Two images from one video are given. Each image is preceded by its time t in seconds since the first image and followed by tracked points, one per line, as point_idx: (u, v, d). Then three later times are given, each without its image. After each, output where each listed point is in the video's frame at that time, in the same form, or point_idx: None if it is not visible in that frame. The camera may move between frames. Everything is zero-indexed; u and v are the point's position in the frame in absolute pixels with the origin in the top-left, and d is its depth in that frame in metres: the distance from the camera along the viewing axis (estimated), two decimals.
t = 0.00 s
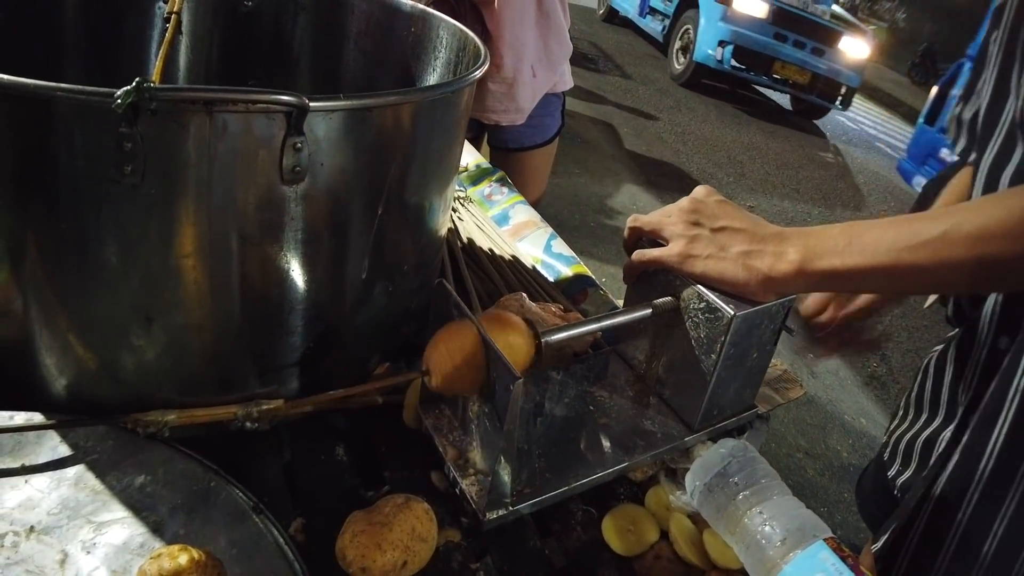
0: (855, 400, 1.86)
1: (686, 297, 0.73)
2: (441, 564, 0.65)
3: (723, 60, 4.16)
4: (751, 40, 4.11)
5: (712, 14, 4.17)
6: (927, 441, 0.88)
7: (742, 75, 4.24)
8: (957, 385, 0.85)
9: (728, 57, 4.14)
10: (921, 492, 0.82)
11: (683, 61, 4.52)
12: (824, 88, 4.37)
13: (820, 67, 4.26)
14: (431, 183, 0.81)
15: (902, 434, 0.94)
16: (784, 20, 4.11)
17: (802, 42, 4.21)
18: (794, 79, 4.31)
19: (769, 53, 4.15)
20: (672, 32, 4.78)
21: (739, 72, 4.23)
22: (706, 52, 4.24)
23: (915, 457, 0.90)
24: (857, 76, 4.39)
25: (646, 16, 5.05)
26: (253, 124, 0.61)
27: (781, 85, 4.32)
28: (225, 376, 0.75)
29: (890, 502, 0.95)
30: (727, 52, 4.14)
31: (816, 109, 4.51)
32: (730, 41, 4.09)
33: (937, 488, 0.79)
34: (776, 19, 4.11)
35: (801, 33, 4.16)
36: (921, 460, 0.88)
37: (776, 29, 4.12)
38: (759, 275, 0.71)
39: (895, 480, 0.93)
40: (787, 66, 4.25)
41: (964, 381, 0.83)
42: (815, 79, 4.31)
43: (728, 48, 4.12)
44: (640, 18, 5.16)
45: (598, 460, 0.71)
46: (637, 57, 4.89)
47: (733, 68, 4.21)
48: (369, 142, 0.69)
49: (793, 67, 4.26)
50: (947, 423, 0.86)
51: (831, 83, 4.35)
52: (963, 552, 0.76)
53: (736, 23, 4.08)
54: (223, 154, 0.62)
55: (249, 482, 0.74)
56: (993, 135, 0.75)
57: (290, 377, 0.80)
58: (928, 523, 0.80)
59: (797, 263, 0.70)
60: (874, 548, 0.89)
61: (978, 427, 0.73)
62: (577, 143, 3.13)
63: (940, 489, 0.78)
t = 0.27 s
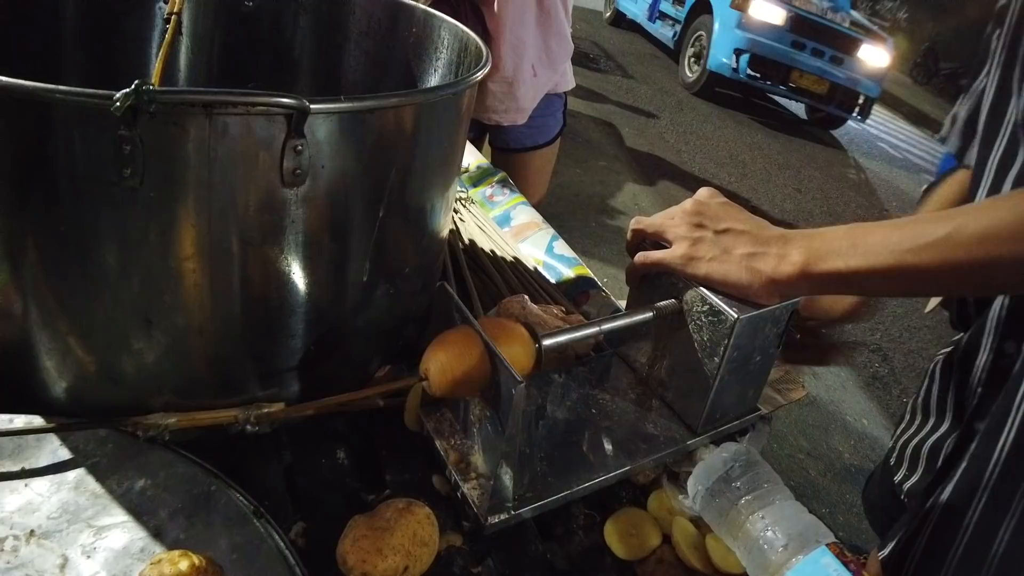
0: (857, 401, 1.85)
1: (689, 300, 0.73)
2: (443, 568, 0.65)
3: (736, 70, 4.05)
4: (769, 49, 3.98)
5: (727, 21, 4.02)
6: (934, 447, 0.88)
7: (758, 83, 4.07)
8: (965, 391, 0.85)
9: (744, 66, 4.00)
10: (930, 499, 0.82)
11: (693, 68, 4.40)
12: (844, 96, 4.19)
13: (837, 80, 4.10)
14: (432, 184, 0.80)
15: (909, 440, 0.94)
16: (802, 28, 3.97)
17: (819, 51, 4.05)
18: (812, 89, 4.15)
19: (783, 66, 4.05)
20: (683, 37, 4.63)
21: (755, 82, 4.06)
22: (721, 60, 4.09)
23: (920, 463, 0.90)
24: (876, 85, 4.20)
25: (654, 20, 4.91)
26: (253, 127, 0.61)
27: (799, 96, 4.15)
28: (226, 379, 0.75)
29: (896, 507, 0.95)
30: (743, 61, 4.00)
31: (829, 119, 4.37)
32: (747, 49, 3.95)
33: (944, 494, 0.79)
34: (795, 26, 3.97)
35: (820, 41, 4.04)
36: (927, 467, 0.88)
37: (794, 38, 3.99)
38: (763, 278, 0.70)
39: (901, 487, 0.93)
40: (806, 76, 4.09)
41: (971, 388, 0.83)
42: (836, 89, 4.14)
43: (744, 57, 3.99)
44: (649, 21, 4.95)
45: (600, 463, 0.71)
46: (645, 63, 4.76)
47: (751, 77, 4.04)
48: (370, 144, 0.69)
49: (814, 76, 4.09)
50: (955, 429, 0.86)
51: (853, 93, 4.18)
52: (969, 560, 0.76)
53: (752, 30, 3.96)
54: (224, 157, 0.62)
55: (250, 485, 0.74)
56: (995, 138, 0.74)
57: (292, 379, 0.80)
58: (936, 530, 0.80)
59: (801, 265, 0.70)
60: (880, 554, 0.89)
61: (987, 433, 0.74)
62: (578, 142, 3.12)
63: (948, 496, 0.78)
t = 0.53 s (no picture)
0: (859, 400, 1.85)
1: (692, 300, 0.73)
2: (444, 571, 0.64)
3: (750, 78, 3.96)
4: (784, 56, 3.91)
5: (740, 26, 3.94)
6: (936, 450, 0.87)
7: (773, 90, 3.99)
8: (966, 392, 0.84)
9: (758, 73, 3.92)
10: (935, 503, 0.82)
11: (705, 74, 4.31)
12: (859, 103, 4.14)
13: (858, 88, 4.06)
14: (433, 184, 0.80)
15: (908, 439, 0.94)
16: (818, 34, 3.90)
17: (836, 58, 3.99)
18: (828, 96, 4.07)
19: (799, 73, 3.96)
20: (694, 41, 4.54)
21: (766, 90, 4.01)
22: (735, 67, 4.00)
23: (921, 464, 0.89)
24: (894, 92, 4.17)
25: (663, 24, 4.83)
26: (252, 127, 0.61)
27: (813, 104, 4.07)
28: (226, 380, 0.74)
29: (896, 508, 0.94)
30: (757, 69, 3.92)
31: (843, 127, 4.32)
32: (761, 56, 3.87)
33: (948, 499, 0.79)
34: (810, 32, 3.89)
35: (836, 48, 3.95)
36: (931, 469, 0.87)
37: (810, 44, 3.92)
38: (766, 278, 0.70)
39: (901, 488, 0.92)
40: (823, 83, 4.01)
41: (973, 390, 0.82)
42: (851, 96, 4.08)
43: (757, 63, 3.91)
44: (660, 26, 4.89)
45: (602, 465, 0.71)
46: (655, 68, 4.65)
47: (764, 83, 3.96)
48: (369, 143, 0.69)
49: (829, 84, 4.03)
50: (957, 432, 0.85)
51: (866, 101, 4.13)
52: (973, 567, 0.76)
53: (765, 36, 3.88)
54: (222, 157, 0.61)
55: (250, 486, 0.73)
56: (1002, 131, 0.74)
57: (291, 380, 0.79)
58: (940, 535, 0.80)
59: (804, 265, 0.69)
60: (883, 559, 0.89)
61: (990, 438, 0.74)
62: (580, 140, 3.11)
63: (952, 501, 0.78)
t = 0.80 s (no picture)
0: (862, 399, 1.84)
1: (696, 298, 0.72)
2: (447, 570, 0.64)
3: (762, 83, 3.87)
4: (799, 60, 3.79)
5: (754, 30, 3.85)
6: (940, 448, 0.86)
7: (786, 96, 3.90)
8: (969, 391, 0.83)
9: (772, 77, 3.80)
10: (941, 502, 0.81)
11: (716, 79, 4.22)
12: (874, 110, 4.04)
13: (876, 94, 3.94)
14: (435, 181, 0.79)
15: (912, 438, 0.93)
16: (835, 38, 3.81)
17: (853, 62, 3.87)
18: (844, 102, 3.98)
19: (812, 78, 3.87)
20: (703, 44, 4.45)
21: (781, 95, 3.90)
22: (747, 71, 3.89)
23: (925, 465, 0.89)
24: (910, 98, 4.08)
25: (673, 26, 4.73)
26: (253, 122, 0.60)
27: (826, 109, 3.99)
28: (227, 378, 0.74)
29: (901, 507, 0.94)
30: (770, 73, 3.81)
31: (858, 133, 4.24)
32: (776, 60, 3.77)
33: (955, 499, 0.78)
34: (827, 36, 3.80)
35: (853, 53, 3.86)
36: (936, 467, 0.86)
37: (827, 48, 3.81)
38: (772, 276, 0.69)
39: (905, 487, 0.92)
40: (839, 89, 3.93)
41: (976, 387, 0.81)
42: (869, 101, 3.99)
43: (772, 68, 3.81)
44: (666, 27, 4.80)
45: (606, 464, 0.70)
46: (664, 73, 4.55)
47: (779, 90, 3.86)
48: (371, 139, 0.68)
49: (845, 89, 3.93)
50: (957, 433, 0.85)
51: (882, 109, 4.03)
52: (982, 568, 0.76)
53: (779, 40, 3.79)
54: (223, 152, 0.61)
55: (251, 485, 0.73)
56: (1011, 126, 0.73)
57: (293, 378, 0.79)
58: (947, 538, 0.79)
59: (810, 262, 0.68)
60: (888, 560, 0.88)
61: (998, 440, 0.73)
62: (581, 138, 3.10)
63: (957, 503, 0.78)
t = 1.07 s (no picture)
0: (865, 396, 1.84)
1: (700, 295, 0.72)
2: (451, 569, 0.63)
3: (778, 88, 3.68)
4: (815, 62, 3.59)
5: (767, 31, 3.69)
6: (942, 443, 0.87)
7: (799, 100, 3.69)
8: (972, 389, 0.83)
9: (787, 80, 3.62)
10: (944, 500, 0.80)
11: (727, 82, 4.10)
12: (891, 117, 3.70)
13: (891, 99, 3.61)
14: (438, 178, 0.79)
15: (914, 435, 0.93)
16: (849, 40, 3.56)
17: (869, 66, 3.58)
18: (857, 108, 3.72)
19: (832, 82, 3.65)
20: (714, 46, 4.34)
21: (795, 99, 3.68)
22: (759, 75, 3.73)
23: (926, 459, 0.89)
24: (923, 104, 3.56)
25: (681, 27, 4.62)
26: (256, 119, 0.60)
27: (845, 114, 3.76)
28: (229, 376, 0.74)
29: (905, 505, 0.94)
30: (785, 78, 3.64)
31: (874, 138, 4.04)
32: (791, 63, 3.60)
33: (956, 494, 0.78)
34: (842, 39, 3.56)
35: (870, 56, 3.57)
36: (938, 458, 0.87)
37: (842, 51, 3.58)
38: (776, 274, 0.69)
39: (907, 484, 0.92)
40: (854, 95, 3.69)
41: (979, 384, 0.81)
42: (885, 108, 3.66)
43: (786, 72, 3.63)
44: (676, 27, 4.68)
45: (610, 462, 0.70)
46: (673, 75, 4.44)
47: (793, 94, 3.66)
48: (374, 136, 0.68)
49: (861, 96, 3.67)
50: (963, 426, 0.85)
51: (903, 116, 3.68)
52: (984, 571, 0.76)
53: (794, 41, 3.61)
54: (226, 148, 0.61)
55: (254, 483, 0.73)
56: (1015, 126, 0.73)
57: (295, 376, 0.78)
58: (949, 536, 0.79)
59: (815, 259, 0.68)
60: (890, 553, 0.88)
61: (1000, 440, 0.73)
62: (582, 135, 3.10)
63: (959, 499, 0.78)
